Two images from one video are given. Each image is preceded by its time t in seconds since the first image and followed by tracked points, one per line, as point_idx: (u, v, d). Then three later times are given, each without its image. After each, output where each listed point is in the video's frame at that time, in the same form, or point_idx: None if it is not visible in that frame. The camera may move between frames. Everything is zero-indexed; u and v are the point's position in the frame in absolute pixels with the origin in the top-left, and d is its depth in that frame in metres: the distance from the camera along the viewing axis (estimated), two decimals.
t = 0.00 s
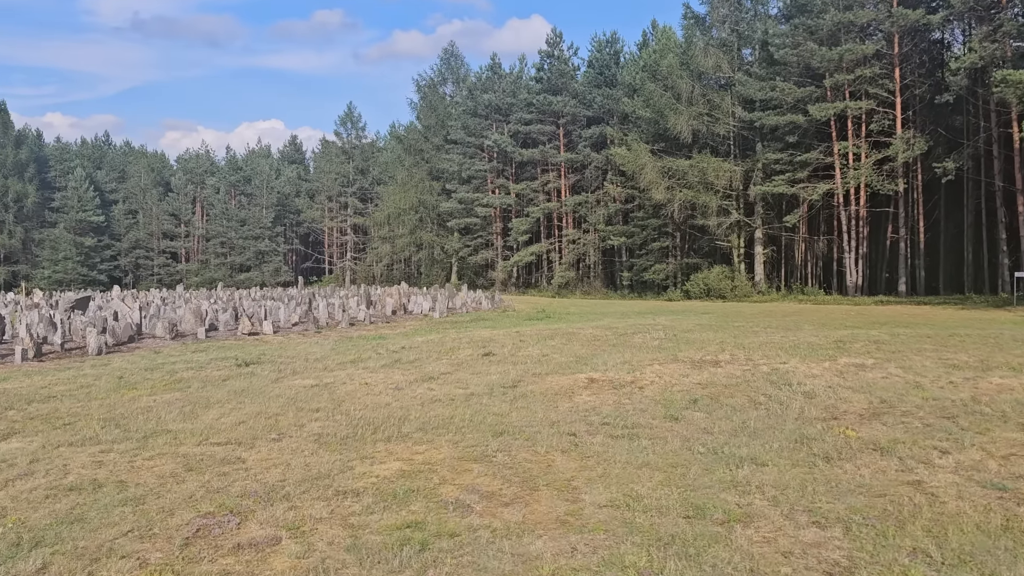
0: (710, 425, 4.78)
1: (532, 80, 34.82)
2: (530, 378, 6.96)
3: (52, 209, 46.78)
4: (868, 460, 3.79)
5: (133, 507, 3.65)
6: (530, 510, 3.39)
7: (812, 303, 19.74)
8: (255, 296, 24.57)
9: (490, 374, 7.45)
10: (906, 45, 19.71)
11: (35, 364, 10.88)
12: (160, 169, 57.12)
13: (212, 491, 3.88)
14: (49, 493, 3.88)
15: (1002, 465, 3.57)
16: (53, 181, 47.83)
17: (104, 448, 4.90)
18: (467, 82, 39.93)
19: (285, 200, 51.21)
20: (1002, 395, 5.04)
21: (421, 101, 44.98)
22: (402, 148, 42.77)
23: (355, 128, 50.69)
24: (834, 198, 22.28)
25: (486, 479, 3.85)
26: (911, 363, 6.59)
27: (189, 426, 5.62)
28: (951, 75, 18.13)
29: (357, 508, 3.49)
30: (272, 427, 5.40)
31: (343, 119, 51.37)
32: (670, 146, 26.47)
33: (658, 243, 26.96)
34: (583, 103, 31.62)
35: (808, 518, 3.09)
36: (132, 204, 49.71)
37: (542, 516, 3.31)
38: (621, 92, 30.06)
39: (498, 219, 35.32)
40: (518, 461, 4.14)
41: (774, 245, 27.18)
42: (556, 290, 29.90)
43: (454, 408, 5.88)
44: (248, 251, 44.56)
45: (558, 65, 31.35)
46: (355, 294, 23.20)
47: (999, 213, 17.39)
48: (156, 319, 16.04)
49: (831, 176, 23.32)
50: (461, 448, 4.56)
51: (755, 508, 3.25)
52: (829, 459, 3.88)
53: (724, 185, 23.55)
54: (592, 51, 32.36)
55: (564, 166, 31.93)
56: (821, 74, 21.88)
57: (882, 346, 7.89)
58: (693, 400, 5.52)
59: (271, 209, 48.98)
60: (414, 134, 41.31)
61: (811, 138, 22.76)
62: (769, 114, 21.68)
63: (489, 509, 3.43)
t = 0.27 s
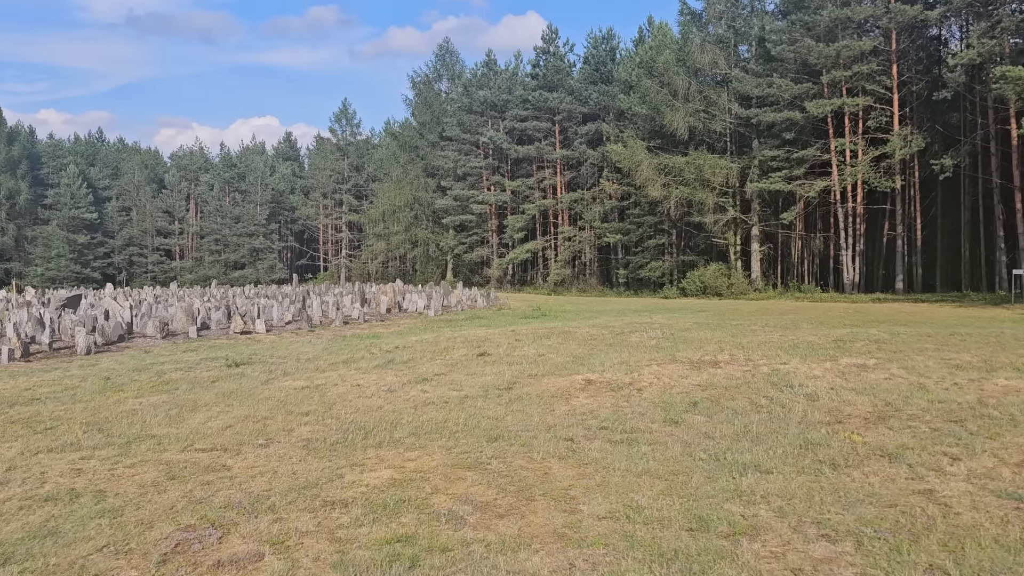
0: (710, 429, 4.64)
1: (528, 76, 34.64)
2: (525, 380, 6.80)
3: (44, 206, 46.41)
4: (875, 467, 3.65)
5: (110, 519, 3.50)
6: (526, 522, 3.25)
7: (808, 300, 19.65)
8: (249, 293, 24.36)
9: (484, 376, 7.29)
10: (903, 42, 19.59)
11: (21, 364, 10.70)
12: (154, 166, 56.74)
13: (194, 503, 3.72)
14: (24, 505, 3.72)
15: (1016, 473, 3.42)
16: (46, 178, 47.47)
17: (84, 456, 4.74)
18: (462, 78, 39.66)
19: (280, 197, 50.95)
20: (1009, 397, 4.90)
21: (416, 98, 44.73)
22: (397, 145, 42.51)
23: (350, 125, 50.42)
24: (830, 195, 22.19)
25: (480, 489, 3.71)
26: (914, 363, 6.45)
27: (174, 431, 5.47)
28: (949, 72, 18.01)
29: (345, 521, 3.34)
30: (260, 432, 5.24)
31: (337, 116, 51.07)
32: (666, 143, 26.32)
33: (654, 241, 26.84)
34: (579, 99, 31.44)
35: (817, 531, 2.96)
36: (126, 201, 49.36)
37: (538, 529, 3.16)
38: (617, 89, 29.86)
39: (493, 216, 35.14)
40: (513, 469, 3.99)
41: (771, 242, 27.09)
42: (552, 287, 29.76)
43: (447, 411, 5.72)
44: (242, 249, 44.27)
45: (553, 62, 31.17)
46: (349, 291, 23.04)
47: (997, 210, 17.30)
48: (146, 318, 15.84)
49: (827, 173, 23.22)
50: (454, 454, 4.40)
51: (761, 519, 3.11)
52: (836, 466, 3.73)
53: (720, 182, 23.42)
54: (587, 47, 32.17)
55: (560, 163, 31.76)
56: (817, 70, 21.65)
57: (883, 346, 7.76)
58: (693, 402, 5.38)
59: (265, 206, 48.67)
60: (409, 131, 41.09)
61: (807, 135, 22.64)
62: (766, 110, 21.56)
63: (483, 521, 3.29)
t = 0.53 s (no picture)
0: (706, 427, 4.49)
1: (521, 70, 34.43)
2: (516, 376, 6.64)
3: (34, 201, 45.92)
4: (878, 467, 3.50)
5: (74, 526, 3.34)
6: (513, 528, 3.09)
7: (803, 295, 19.56)
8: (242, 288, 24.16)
9: (475, 372, 7.12)
10: (898, 35, 19.46)
11: (2, 360, 10.47)
12: (145, 160, 56.24)
13: (165, 508, 3.56)
14: None
15: None
16: (36, 173, 46.98)
17: (55, 457, 4.57)
18: (455, 72, 39.36)
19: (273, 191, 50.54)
20: (1011, 394, 4.75)
21: (409, 92, 44.41)
22: (390, 140, 42.21)
23: (343, 119, 50.05)
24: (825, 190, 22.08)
25: (466, 492, 3.54)
26: (912, 359, 6.31)
27: (152, 431, 5.29)
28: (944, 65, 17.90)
29: (322, 528, 3.18)
30: (241, 432, 5.06)
31: (331, 110, 50.68)
32: (660, 137, 26.16)
33: (648, 235, 26.71)
34: (573, 93, 31.22)
35: (819, 537, 2.81)
36: (117, 196, 48.89)
37: (524, 535, 3.00)
38: (611, 83, 29.67)
39: (487, 211, 34.94)
40: (501, 471, 3.83)
41: (765, 237, 26.99)
42: (546, 282, 29.60)
43: (435, 409, 5.54)
44: (234, 244, 43.91)
45: (547, 55, 30.94)
46: (342, 286, 22.83)
47: (992, 205, 17.20)
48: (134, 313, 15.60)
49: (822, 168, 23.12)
50: (440, 457, 4.24)
51: (759, 524, 2.96)
52: (837, 467, 3.58)
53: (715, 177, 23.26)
54: (581, 41, 31.92)
55: (554, 158, 31.56)
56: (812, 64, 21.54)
57: (881, 340, 7.63)
58: (687, 400, 5.23)
59: (257, 200, 48.29)
60: (402, 126, 40.81)
61: (802, 129, 22.52)
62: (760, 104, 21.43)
63: (467, 527, 3.13)
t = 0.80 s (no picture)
0: (698, 430, 4.34)
1: (514, 65, 34.18)
2: (504, 376, 6.47)
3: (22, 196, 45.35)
4: (877, 473, 3.35)
5: (32, 539, 3.17)
6: (494, 540, 2.94)
7: (796, 291, 19.47)
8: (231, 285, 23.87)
9: (463, 371, 6.96)
10: (892, 29, 19.34)
11: None
12: (135, 155, 55.65)
13: (130, 520, 3.39)
14: None
15: None
16: (25, 168, 46.41)
17: (21, 463, 4.40)
18: (447, 67, 39.03)
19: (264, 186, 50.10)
20: (1011, 394, 4.61)
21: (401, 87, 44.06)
22: (382, 135, 41.88)
23: (335, 114, 49.67)
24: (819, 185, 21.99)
25: (447, 502, 3.38)
26: (908, 357, 6.18)
27: (124, 435, 5.10)
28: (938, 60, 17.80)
29: (293, 541, 3.01)
30: (217, 436, 4.88)
31: (322, 105, 50.26)
32: (653, 132, 25.99)
33: (641, 230, 26.56)
34: (566, 88, 30.99)
35: (816, 550, 2.66)
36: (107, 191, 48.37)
37: (506, 549, 2.85)
38: (604, 77, 29.45)
39: (479, 206, 34.72)
40: (484, 479, 3.66)
41: (759, 232, 26.89)
42: (538, 278, 29.42)
43: (420, 411, 5.37)
44: (225, 239, 43.50)
45: (540, 50, 30.70)
46: (332, 282, 22.57)
47: (986, 200, 17.13)
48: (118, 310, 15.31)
49: (816, 163, 23.03)
50: (421, 463, 4.07)
51: (753, 536, 2.81)
52: (834, 473, 3.43)
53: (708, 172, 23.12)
54: (574, 35, 31.65)
55: (547, 153, 31.34)
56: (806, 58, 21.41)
57: (876, 338, 7.50)
58: (679, 400, 5.08)
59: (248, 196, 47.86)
60: (394, 120, 40.49)
61: (796, 124, 22.41)
62: (754, 99, 21.29)
63: (446, 540, 2.97)
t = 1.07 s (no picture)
0: (692, 428, 4.23)
1: (506, 58, 33.92)
2: (494, 372, 6.33)
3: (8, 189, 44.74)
4: (879, 473, 3.23)
5: None
6: (482, 547, 2.81)
7: (789, 285, 19.43)
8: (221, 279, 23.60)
9: (453, 367, 6.81)
10: (885, 22, 19.24)
11: None
12: (124, 148, 55.03)
13: (100, 527, 3.25)
14: None
15: None
16: (11, 161, 45.77)
17: None
18: (439, 59, 38.71)
19: (254, 180, 49.61)
20: (1011, 390, 4.50)
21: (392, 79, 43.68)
22: (374, 128, 41.53)
23: (326, 107, 49.23)
24: (812, 178, 21.94)
25: (433, 508, 3.26)
26: (905, 352, 6.08)
27: (100, 436, 4.95)
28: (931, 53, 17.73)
29: (270, 550, 2.89)
30: (196, 438, 4.76)
31: (313, 98, 49.79)
32: (646, 125, 25.82)
33: (633, 224, 26.43)
34: (558, 81, 30.75)
35: (817, 557, 2.55)
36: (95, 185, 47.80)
37: (494, 557, 2.71)
38: (597, 70, 29.24)
39: (471, 199, 34.51)
40: (472, 482, 3.55)
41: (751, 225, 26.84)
42: (530, 272, 29.27)
43: (408, 409, 5.22)
44: (216, 233, 43.06)
45: (532, 42, 30.46)
46: (323, 277, 22.34)
47: (979, 193, 17.11)
48: (103, 304, 15.04)
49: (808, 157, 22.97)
50: (407, 465, 3.92)
51: (751, 541, 2.69)
52: (834, 473, 3.31)
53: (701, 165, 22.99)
54: (566, 27, 31.37)
55: (539, 146, 31.12)
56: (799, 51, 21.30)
57: (872, 332, 7.40)
58: (674, 398, 4.95)
59: (239, 189, 47.42)
60: (385, 114, 40.15)
61: (789, 117, 22.32)
62: (747, 92, 21.18)
63: (431, 548, 2.84)
